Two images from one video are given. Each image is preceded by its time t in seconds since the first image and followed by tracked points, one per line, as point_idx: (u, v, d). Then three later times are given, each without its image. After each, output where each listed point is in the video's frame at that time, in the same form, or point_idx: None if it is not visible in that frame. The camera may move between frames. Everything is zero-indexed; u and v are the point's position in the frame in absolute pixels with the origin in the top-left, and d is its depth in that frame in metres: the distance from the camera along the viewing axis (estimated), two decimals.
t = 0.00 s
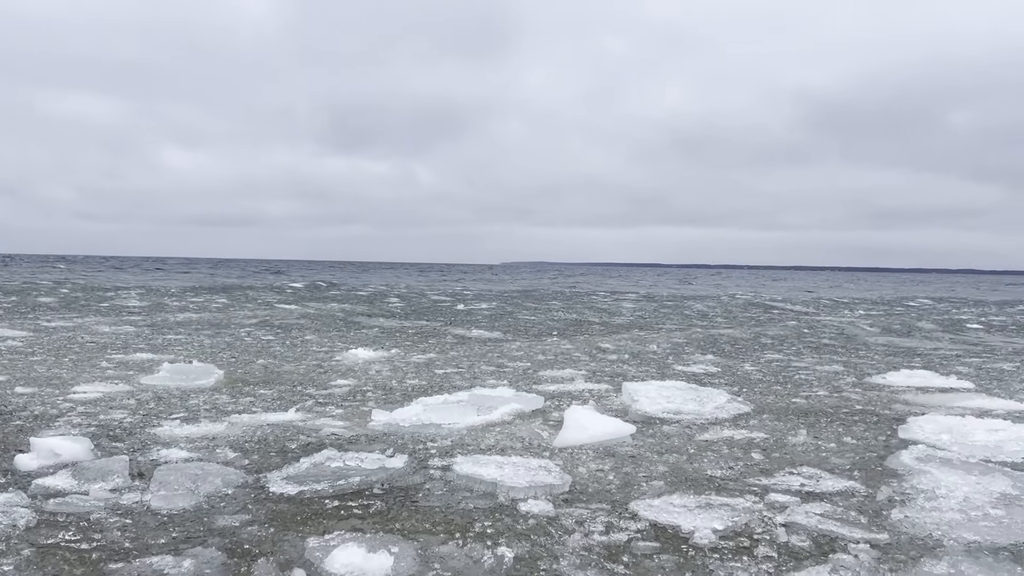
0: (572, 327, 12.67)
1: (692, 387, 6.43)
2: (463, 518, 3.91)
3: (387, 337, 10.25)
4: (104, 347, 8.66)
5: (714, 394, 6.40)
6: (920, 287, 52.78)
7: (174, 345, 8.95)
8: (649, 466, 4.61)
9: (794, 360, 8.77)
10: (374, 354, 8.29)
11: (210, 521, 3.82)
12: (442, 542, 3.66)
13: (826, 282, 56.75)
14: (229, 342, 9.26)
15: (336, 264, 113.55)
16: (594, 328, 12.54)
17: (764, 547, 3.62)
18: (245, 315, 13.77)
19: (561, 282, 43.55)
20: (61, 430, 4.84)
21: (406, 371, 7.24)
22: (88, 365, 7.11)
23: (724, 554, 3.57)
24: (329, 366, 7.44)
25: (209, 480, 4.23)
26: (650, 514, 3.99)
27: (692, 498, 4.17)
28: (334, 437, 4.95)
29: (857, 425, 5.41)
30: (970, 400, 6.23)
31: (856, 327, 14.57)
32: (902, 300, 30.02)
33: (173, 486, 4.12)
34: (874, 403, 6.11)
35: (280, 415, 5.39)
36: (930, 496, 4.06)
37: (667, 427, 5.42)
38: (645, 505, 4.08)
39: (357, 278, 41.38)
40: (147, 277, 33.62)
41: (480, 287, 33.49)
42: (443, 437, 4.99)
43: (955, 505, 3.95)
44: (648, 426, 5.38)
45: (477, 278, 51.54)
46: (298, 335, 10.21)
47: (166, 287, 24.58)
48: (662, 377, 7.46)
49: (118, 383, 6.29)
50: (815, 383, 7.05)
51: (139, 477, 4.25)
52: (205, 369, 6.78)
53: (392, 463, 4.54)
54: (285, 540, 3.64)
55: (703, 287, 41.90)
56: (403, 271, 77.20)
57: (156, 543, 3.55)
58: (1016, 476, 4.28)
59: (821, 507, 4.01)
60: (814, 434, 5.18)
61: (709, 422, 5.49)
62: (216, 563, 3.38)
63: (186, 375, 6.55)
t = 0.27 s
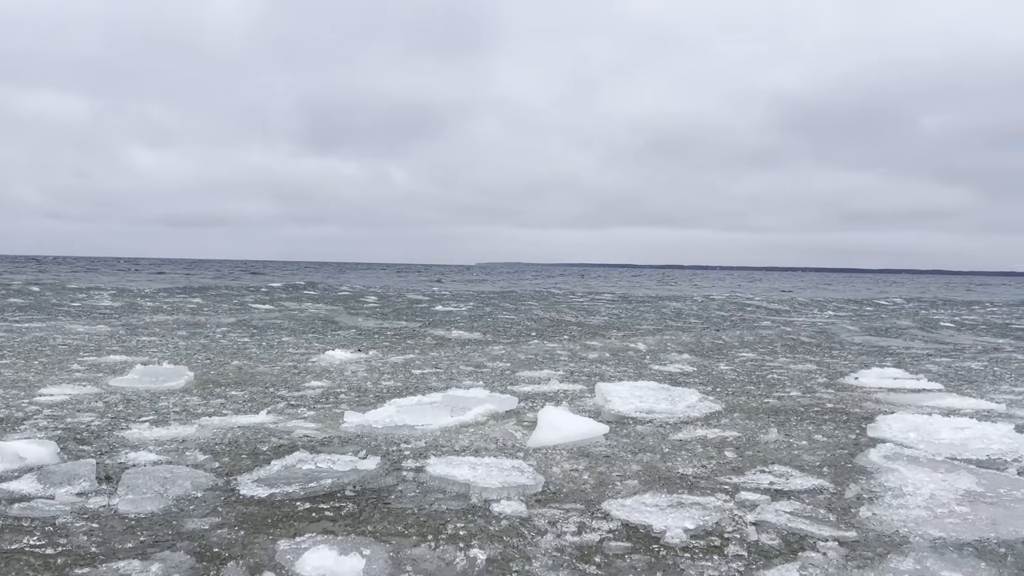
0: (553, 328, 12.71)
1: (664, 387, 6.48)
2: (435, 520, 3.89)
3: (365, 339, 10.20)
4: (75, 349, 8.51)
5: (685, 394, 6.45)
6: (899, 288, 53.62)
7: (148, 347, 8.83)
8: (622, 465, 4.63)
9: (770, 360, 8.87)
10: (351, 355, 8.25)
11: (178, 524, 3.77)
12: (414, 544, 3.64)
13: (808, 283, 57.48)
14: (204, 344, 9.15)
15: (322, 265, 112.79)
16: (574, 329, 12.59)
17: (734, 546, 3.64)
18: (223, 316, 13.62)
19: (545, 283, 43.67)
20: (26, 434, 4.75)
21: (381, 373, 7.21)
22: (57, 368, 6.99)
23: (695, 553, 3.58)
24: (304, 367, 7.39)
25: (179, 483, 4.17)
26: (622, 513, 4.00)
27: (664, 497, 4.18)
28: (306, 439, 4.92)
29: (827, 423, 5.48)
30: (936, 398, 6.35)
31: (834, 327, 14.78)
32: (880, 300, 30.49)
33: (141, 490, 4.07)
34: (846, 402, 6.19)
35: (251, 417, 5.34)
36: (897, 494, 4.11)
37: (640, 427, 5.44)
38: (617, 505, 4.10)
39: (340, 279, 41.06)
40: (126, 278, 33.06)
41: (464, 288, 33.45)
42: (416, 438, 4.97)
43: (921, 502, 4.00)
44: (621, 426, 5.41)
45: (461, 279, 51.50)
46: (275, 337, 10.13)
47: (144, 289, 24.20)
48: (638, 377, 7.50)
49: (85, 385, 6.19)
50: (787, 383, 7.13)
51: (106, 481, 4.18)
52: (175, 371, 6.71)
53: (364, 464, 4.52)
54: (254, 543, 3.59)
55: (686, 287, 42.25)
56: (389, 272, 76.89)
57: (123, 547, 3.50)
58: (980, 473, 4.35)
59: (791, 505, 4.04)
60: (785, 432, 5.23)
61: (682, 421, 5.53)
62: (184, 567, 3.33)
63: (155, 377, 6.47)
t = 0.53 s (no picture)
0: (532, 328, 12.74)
1: (636, 387, 6.52)
2: (406, 522, 3.87)
3: (341, 340, 10.14)
4: (43, 351, 8.35)
5: (657, 394, 6.49)
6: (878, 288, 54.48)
7: (119, 349, 8.69)
8: (594, 465, 4.64)
9: (745, 360, 8.96)
10: (326, 357, 8.20)
11: (145, 529, 3.71)
12: (384, 547, 3.62)
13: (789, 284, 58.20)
14: (178, 346, 9.04)
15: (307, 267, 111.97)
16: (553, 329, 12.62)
17: (704, 545, 3.66)
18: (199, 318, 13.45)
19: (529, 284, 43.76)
20: None
21: (355, 374, 7.17)
22: (24, 371, 6.85)
23: (665, 553, 3.59)
24: (278, 369, 7.33)
25: (145, 487, 4.12)
26: (593, 513, 4.01)
27: (635, 497, 4.20)
28: (276, 442, 4.88)
29: (797, 421, 5.54)
30: (904, 398, 6.46)
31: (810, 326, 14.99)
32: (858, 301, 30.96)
33: (106, 495, 4.00)
34: (816, 402, 6.27)
35: (220, 420, 5.29)
36: (864, 492, 4.16)
37: (612, 426, 5.46)
38: (589, 505, 4.10)
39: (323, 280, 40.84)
40: (104, 280, 32.52)
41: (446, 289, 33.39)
42: (387, 440, 4.95)
43: (887, 500, 4.06)
44: (593, 425, 5.43)
45: (445, 280, 51.45)
46: (250, 339, 10.03)
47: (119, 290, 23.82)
48: (614, 377, 7.53)
49: (50, 388, 6.08)
50: (759, 382, 7.21)
51: (71, 485, 4.11)
52: (143, 374, 6.63)
53: (335, 467, 4.49)
54: (222, 547, 3.54)
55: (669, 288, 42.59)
56: (374, 274, 76.49)
57: (87, 553, 3.43)
58: (944, 471, 4.43)
59: (760, 503, 4.07)
60: (755, 431, 5.28)
61: (654, 421, 5.55)
62: (150, 572, 3.27)
63: (123, 380, 6.38)
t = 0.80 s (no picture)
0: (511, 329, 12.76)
1: (608, 387, 6.56)
2: (376, 524, 3.85)
3: (317, 342, 10.08)
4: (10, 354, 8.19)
5: (629, 394, 6.54)
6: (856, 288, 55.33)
7: (89, 351, 8.55)
8: (566, 465, 4.65)
9: (719, 360, 9.05)
10: (301, 359, 8.14)
11: (111, 534, 3.65)
12: (355, 550, 3.59)
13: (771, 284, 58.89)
14: (150, 348, 8.93)
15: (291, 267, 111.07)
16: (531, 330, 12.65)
17: (674, 544, 3.67)
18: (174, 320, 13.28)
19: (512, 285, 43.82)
20: None
21: (329, 376, 7.13)
22: None
23: (635, 553, 3.60)
24: (251, 371, 7.27)
25: (111, 492, 4.06)
26: (565, 514, 4.02)
27: (606, 497, 4.21)
28: (246, 445, 4.84)
29: (766, 421, 5.60)
30: (871, 397, 6.56)
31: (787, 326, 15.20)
32: (836, 301, 31.41)
33: (71, 500, 3.94)
34: (786, 402, 6.35)
35: (189, 423, 5.23)
36: (831, 490, 4.21)
37: (583, 426, 5.48)
38: (560, 506, 4.11)
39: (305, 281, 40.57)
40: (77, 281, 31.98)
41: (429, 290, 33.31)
42: (359, 443, 4.93)
43: (854, 498, 4.11)
44: (564, 426, 5.45)
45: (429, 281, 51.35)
46: (225, 340, 9.93)
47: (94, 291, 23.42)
48: (589, 377, 7.56)
49: (15, 391, 5.97)
50: (731, 382, 7.28)
51: (35, 490, 4.03)
52: (110, 378, 6.54)
53: (305, 470, 4.46)
54: (190, 552, 3.50)
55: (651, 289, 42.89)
56: (358, 273, 76.01)
57: (51, 559, 3.36)
58: (909, 469, 4.50)
59: (729, 502, 4.11)
60: (724, 431, 5.33)
61: (625, 420, 5.58)
62: None
63: (89, 383, 6.28)
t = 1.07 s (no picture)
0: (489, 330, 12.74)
1: (580, 388, 6.59)
2: (347, 526, 3.82)
3: (293, 343, 10.00)
4: None
5: (601, 394, 6.57)
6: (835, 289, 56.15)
7: (57, 353, 8.39)
8: (538, 464, 4.67)
9: (695, 360, 9.13)
10: (274, 361, 8.07)
11: (75, 539, 3.58)
12: (325, 552, 3.56)
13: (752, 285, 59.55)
14: (122, 351, 8.81)
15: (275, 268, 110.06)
16: (510, 331, 12.66)
17: (644, 543, 3.69)
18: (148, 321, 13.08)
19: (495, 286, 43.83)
20: None
21: (301, 378, 7.08)
22: None
23: (606, 552, 3.61)
24: (224, 373, 7.21)
25: (76, 497, 4.00)
26: (536, 514, 4.02)
27: (578, 496, 4.23)
28: (215, 448, 4.79)
29: (735, 420, 5.66)
30: (840, 396, 6.66)
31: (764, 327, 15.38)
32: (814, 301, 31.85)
33: (34, 505, 3.86)
34: (756, 401, 6.42)
35: (157, 426, 5.17)
36: (799, 488, 4.26)
37: (555, 426, 5.50)
38: (532, 506, 4.11)
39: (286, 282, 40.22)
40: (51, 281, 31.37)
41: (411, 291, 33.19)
42: (329, 445, 4.90)
43: (821, 495, 4.16)
44: (536, 425, 5.46)
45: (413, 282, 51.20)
46: (198, 342, 9.81)
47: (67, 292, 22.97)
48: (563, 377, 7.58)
49: None
50: (703, 382, 7.35)
51: None
52: (75, 381, 6.43)
53: (275, 472, 4.43)
54: (157, 556, 3.44)
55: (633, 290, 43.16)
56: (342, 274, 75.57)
57: (12, 565, 3.29)
58: (875, 466, 4.57)
59: (699, 501, 4.14)
60: (694, 430, 5.38)
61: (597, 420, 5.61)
62: None
63: (54, 386, 6.17)
